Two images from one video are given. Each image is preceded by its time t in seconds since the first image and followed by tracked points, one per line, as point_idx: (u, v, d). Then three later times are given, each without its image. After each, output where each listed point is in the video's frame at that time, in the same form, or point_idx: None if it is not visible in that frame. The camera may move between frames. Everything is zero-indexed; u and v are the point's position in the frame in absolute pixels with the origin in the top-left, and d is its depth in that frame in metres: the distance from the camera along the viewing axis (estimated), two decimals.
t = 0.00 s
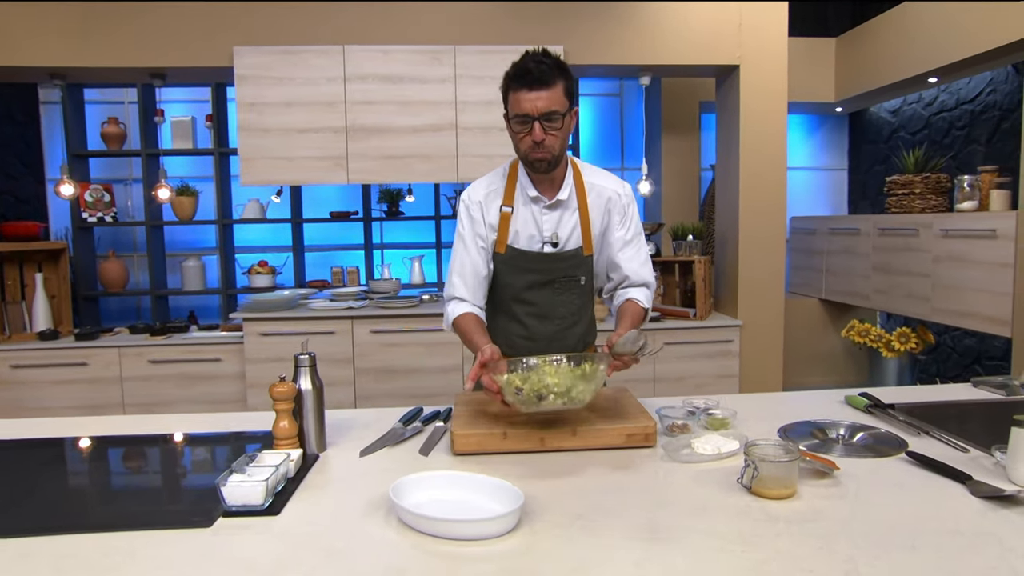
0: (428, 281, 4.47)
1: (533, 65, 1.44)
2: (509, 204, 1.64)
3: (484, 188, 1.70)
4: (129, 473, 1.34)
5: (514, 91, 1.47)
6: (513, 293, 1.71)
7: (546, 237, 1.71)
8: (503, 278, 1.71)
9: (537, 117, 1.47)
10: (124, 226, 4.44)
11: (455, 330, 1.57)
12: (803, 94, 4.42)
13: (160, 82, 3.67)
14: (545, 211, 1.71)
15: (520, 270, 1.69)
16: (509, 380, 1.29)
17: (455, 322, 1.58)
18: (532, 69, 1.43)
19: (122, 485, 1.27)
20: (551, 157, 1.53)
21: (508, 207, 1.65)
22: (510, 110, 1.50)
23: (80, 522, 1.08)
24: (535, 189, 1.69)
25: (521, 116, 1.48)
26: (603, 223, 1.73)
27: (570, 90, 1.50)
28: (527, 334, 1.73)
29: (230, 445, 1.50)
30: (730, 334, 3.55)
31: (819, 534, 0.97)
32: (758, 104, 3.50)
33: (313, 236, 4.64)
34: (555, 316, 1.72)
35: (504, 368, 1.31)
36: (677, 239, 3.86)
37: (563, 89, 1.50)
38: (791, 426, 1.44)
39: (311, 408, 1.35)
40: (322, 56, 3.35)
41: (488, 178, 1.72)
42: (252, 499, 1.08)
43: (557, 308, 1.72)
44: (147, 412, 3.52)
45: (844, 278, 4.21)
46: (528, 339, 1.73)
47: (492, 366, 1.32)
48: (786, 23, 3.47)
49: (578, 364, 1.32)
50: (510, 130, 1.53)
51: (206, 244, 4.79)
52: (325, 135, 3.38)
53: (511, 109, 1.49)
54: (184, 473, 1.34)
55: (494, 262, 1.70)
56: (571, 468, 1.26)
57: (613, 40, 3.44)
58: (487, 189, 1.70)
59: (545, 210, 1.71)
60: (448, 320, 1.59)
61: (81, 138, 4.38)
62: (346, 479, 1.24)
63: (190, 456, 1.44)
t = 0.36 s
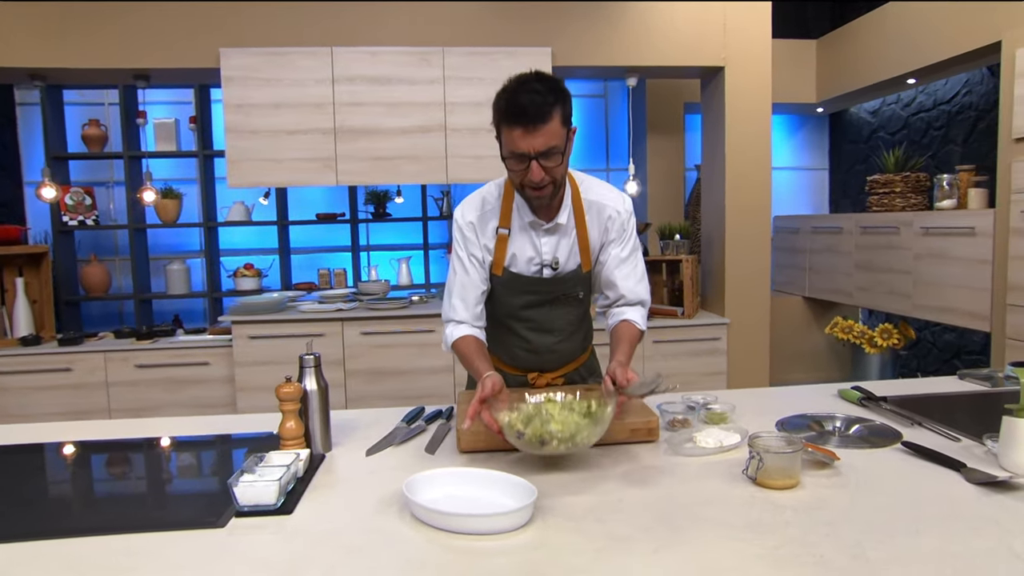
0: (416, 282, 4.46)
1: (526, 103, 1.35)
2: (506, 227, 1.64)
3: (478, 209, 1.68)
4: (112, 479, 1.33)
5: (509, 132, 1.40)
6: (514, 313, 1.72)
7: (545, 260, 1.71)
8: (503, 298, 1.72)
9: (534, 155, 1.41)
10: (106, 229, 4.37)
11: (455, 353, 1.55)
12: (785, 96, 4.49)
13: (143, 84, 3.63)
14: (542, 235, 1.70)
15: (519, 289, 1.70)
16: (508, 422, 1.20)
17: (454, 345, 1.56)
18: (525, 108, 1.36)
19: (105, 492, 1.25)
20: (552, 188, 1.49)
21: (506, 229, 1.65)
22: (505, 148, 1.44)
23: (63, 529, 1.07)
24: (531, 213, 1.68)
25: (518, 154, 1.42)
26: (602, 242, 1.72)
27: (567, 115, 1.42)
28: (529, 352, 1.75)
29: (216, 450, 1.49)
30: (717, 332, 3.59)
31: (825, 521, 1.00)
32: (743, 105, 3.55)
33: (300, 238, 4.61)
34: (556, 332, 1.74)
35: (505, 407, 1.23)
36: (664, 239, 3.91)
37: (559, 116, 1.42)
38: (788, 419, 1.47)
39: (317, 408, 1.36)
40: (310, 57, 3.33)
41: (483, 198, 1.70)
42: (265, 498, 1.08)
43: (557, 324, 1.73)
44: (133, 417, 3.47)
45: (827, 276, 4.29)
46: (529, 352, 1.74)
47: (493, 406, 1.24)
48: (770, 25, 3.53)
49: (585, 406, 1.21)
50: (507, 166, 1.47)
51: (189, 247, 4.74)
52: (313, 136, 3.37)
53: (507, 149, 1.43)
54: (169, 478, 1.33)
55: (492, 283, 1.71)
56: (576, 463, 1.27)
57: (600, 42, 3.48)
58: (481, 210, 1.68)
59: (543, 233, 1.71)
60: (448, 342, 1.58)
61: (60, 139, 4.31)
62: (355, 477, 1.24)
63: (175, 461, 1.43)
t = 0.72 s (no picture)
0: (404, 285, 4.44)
1: (514, 139, 1.33)
2: (503, 242, 1.62)
3: (474, 222, 1.65)
4: (96, 486, 1.31)
5: (499, 164, 1.39)
6: (512, 323, 1.74)
7: (544, 274, 1.70)
8: (501, 309, 1.73)
9: (526, 185, 1.40)
10: (87, 233, 4.29)
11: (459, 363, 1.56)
12: (768, 98, 4.55)
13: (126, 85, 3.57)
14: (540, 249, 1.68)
15: (518, 301, 1.71)
16: (515, 450, 1.18)
17: (459, 356, 1.57)
18: (514, 145, 1.33)
19: (87, 500, 1.24)
20: (546, 209, 1.50)
21: (502, 243, 1.63)
22: (498, 177, 1.43)
23: (47, 540, 1.05)
24: (528, 230, 1.65)
25: (510, 184, 1.41)
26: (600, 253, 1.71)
27: (557, 140, 1.39)
28: (527, 358, 1.78)
29: (202, 456, 1.48)
30: (706, 331, 3.63)
31: (833, 516, 1.02)
32: (729, 106, 3.59)
33: (286, 240, 4.55)
34: (554, 339, 1.76)
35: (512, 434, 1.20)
36: (652, 239, 3.94)
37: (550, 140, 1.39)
38: (788, 416, 1.50)
39: (320, 412, 1.35)
40: (298, 59, 3.31)
41: (478, 209, 1.65)
42: (275, 503, 1.08)
43: (555, 331, 1.76)
44: (119, 424, 3.40)
45: (811, 275, 4.36)
46: (528, 360, 1.78)
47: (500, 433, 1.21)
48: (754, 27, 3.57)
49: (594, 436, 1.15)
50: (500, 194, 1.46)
51: (172, 251, 4.67)
52: (301, 138, 3.35)
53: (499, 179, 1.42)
54: (155, 485, 1.32)
55: (491, 294, 1.71)
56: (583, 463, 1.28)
57: (587, 44, 3.50)
58: (477, 223, 1.65)
59: (540, 248, 1.69)
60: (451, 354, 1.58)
61: (38, 141, 4.22)
62: (362, 480, 1.24)
63: (158, 467, 1.41)
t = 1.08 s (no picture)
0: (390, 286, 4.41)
1: (542, 97, 1.40)
2: (512, 218, 1.66)
3: (485, 199, 1.69)
4: (73, 495, 1.29)
5: (525, 125, 1.44)
6: (517, 306, 1.74)
7: (550, 252, 1.72)
8: (507, 291, 1.73)
9: (551, 146, 1.46)
10: (64, 236, 4.19)
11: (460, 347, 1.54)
12: (751, 99, 4.60)
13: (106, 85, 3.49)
14: (547, 227, 1.71)
15: (524, 283, 1.71)
16: (526, 455, 1.17)
17: (460, 337, 1.55)
18: (541, 102, 1.40)
19: (65, 510, 1.21)
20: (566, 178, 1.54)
21: (512, 220, 1.66)
22: (521, 141, 1.48)
23: (28, 555, 1.03)
24: (538, 204, 1.68)
25: (535, 146, 1.46)
26: (604, 234, 1.74)
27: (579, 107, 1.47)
28: (529, 345, 1.77)
29: (185, 461, 1.46)
30: (694, 330, 3.65)
31: (846, 515, 1.02)
32: (716, 106, 3.62)
33: (270, 242, 4.50)
34: (557, 327, 1.77)
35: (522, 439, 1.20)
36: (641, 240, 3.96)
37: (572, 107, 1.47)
38: (790, 415, 1.51)
39: (324, 418, 1.33)
40: (284, 59, 3.27)
41: (489, 188, 1.71)
42: (285, 512, 1.06)
43: (559, 320, 1.76)
44: (100, 431, 3.32)
45: (795, 274, 4.43)
46: (529, 348, 1.78)
47: (509, 439, 1.21)
48: (740, 29, 3.61)
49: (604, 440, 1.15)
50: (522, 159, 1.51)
51: (153, 253, 4.58)
52: (288, 139, 3.31)
53: (524, 143, 1.46)
54: (136, 492, 1.30)
55: (497, 275, 1.71)
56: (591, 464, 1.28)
57: (574, 45, 3.50)
58: (488, 200, 1.69)
59: (548, 225, 1.72)
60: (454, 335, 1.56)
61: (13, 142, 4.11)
62: (369, 486, 1.22)
63: (139, 474, 1.40)
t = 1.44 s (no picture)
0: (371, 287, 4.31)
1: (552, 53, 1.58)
2: (511, 197, 1.75)
3: (489, 177, 1.80)
4: (41, 505, 1.25)
5: (533, 76, 1.60)
6: (513, 282, 1.78)
7: (546, 229, 1.80)
8: (503, 266, 1.78)
9: (552, 100, 1.61)
10: (31, 236, 4.04)
11: (455, 313, 1.65)
12: (730, 100, 4.65)
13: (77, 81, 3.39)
14: (546, 203, 1.79)
15: (520, 260, 1.76)
16: (527, 457, 1.17)
17: (456, 303, 1.66)
18: (551, 56, 1.58)
19: (32, 520, 1.18)
20: (560, 140, 1.66)
21: (510, 199, 1.75)
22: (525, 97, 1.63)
23: None
24: (538, 179, 1.77)
25: (538, 96, 1.61)
26: (599, 220, 1.82)
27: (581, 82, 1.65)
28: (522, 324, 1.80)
29: (160, 466, 1.44)
30: (677, 330, 3.67)
31: (848, 512, 1.03)
32: (697, 107, 3.65)
33: (247, 243, 4.34)
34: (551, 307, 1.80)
35: (522, 441, 1.19)
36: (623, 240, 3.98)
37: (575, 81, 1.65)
38: (784, 414, 1.52)
39: (319, 423, 1.31)
40: (264, 56, 3.21)
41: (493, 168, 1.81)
42: (285, 519, 1.04)
43: (553, 299, 1.80)
44: (72, 437, 3.20)
45: (773, 273, 4.50)
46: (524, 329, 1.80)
47: (509, 441, 1.20)
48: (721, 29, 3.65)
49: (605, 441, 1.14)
50: (525, 115, 1.65)
51: (125, 254, 4.46)
52: (268, 138, 3.25)
53: (528, 95, 1.62)
54: (110, 499, 1.27)
55: (494, 252, 1.77)
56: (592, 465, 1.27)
57: (557, 44, 3.51)
58: (492, 178, 1.79)
59: (547, 201, 1.80)
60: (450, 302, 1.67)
61: None
62: (368, 492, 1.20)
63: (112, 481, 1.36)
